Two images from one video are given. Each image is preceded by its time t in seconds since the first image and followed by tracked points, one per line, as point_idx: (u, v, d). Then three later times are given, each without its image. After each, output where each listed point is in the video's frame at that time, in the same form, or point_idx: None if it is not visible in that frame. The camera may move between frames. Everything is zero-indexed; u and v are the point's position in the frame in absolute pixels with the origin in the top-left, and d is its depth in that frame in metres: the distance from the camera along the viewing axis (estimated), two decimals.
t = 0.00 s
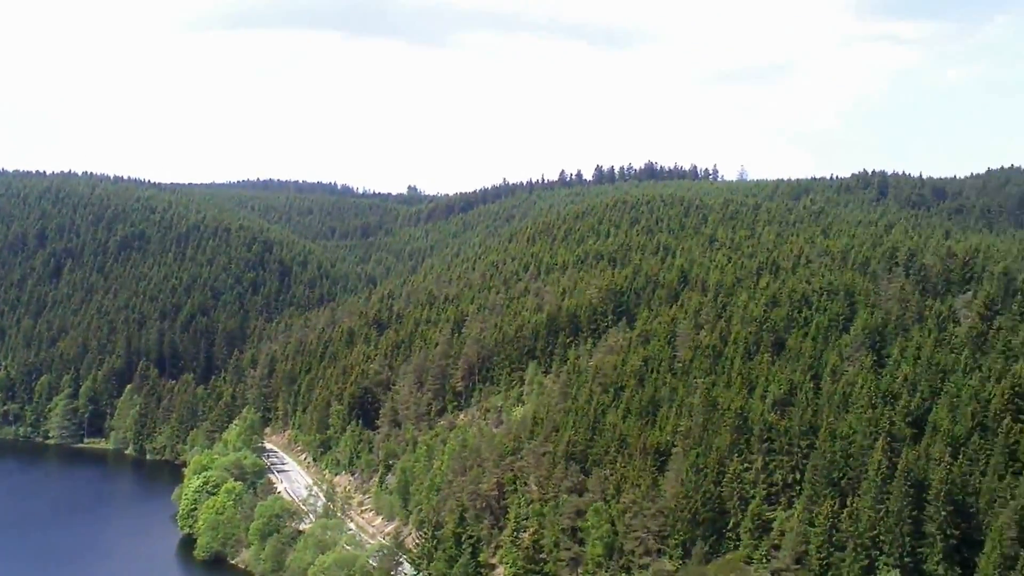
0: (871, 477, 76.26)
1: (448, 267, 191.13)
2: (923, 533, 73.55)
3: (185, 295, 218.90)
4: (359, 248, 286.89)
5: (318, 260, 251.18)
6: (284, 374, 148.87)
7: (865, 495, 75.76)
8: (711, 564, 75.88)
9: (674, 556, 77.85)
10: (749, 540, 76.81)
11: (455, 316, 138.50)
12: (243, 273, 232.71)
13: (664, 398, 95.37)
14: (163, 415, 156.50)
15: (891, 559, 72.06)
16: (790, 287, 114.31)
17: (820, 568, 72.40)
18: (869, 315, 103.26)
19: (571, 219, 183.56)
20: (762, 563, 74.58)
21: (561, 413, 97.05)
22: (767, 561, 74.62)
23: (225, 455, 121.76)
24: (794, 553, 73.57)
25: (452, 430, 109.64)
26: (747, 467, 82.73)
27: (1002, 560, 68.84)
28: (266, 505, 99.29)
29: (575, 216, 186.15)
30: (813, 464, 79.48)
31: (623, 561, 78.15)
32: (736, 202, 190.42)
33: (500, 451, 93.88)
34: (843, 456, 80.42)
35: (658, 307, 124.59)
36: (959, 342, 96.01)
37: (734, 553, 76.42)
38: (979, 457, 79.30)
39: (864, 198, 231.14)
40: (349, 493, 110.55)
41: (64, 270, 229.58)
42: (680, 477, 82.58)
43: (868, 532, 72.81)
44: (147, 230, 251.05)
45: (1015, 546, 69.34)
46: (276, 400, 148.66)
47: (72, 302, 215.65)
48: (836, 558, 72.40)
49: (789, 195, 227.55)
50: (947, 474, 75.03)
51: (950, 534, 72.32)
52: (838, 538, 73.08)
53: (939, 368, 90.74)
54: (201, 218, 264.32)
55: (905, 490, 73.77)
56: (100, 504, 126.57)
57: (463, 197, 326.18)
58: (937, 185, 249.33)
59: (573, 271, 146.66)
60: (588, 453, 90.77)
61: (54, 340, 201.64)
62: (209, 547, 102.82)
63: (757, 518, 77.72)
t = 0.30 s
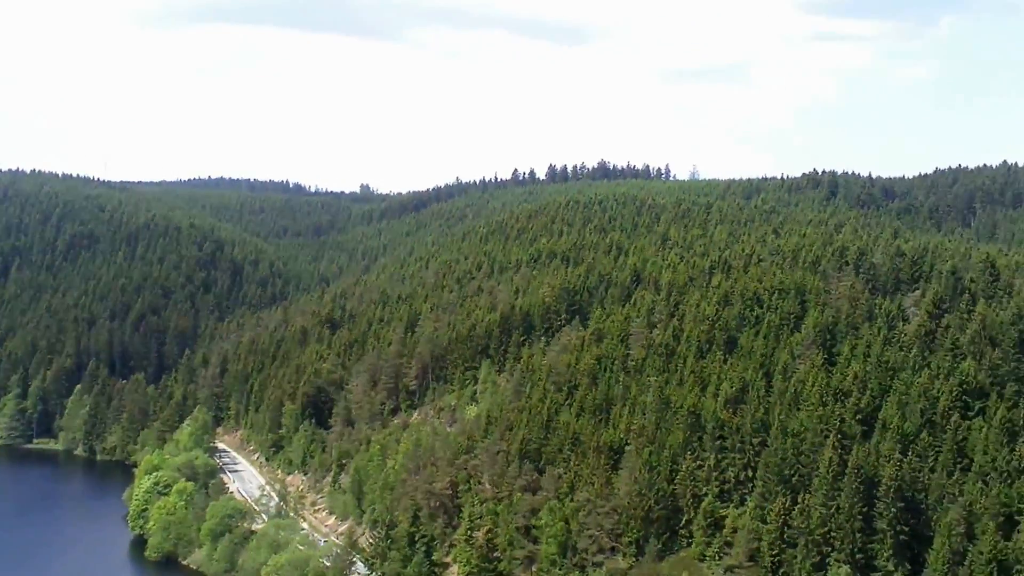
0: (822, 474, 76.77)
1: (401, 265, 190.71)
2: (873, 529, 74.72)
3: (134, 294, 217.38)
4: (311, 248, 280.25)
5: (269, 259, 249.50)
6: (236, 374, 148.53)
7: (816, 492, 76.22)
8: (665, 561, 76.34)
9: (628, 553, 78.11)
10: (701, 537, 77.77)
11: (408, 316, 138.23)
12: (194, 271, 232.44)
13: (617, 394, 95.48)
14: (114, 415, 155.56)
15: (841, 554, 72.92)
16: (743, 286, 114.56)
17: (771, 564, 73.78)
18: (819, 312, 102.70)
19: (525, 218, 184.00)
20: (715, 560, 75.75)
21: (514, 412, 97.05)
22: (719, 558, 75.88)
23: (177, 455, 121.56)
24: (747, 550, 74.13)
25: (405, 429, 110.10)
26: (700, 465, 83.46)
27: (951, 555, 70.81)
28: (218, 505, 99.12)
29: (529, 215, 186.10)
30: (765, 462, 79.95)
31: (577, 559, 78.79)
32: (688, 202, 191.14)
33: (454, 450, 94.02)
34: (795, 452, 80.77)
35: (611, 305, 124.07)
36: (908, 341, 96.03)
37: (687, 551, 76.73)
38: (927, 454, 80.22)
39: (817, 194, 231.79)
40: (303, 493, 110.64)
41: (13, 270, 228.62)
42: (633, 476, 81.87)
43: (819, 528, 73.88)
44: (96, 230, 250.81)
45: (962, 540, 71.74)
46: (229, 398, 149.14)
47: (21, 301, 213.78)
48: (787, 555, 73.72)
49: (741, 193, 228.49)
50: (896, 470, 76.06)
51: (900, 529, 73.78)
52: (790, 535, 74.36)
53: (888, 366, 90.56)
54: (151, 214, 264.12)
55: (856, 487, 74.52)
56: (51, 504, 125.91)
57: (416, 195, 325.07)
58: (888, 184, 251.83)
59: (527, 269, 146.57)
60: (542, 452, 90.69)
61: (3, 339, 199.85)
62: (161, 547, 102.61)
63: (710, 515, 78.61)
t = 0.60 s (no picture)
0: (771, 471, 77.06)
1: (350, 263, 189.35)
2: (822, 526, 75.05)
3: (81, 292, 215.05)
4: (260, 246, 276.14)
5: (219, 256, 249.17)
6: (184, 373, 147.69)
7: (765, 489, 76.53)
8: (615, 559, 77.18)
9: (578, 550, 78.14)
10: (652, 534, 78.11)
11: (358, 314, 137.72)
12: (142, 267, 231.00)
13: (568, 392, 95.52)
14: (59, 414, 153.68)
15: (790, 551, 73.40)
16: (693, 284, 114.41)
17: (721, 561, 74.10)
18: (768, 311, 103.19)
19: (476, 215, 183.51)
20: (665, 556, 76.16)
21: (464, 410, 96.07)
22: (669, 555, 76.12)
23: (124, 454, 120.38)
24: (697, 547, 74.65)
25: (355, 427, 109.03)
26: (650, 462, 83.40)
27: (898, 551, 71.54)
28: (165, 505, 98.53)
29: (479, 212, 185.65)
30: (715, 459, 80.09)
31: (527, 557, 78.59)
32: (636, 200, 191.72)
33: (404, 448, 93.26)
34: (744, 450, 81.17)
35: (561, 303, 123.98)
36: (856, 339, 96.71)
37: (638, 548, 77.36)
38: (875, 451, 80.78)
39: (766, 191, 233.21)
40: (252, 492, 110.27)
41: None
42: (584, 473, 81.95)
43: (768, 525, 74.36)
44: (42, 226, 247.96)
45: (909, 536, 72.57)
46: (176, 398, 147.78)
47: None
48: (737, 551, 74.12)
49: (690, 190, 229.20)
50: (844, 468, 75.90)
51: (848, 525, 74.27)
52: (739, 531, 74.67)
53: (836, 364, 90.92)
54: (99, 210, 261.23)
55: (805, 484, 74.84)
56: None
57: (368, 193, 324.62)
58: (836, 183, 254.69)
59: (477, 267, 146.64)
60: (491, 450, 90.44)
61: None
62: (109, 547, 101.83)
63: (661, 512, 79.05)
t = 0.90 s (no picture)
0: (719, 466, 77.17)
1: (298, 259, 188.19)
2: (769, 521, 74.97)
3: (26, 289, 211.73)
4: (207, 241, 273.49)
5: (165, 252, 247.54)
6: (131, 370, 147.21)
7: (713, 484, 76.47)
8: (565, 555, 76.95)
9: (528, 547, 78.01)
10: (601, 530, 77.78)
11: (308, 310, 138.03)
12: (87, 264, 228.18)
13: (517, 389, 95.77)
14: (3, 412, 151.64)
15: (738, 546, 73.35)
16: (641, 280, 114.77)
17: (670, 557, 73.90)
18: (716, 308, 103.37)
19: (425, 211, 182.80)
20: (614, 552, 75.94)
21: (414, 407, 96.54)
22: (619, 551, 75.96)
23: (70, 453, 119.44)
24: (646, 542, 74.72)
25: (304, 424, 109.16)
26: (600, 458, 83.35)
27: (845, 545, 71.46)
28: (112, 504, 97.90)
29: (428, 208, 184.97)
30: (664, 455, 79.94)
31: (477, 553, 78.63)
32: (583, 195, 191.71)
33: (354, 445, 93.48)
34: (692, 446, 81.20)
35: (511, 300, 124.21)
36: (802, 335, 96.92)
37: (588, 544, 77.22)
38: (822, 446, 81.43)
39: (714, 189, 233.77)
40: (199, 490, 109.43)
41: None
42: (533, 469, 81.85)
43: (716, 520, 74.08)
44: None
45: (855, 531, 72.33)
46: (123, 395, 146.37)
47: None
48: (685, 546, 73.78)
49: (639, 186, 229.40)
50: (791, 463, 76.56)
51: (796, 520, 74.23)
52: (688, 526, 74.45)
53: (783, 360, 91.84)
54: (43, 206, 257.20)
55: (752, 479, 74.88)
56: None
57: (316, 190, 328.24)
58: (783, 178, 256.50)
59: (426, 264, 146.71)
60: (441, 447, 90.86)
61: None
62: (54, 546, 101.09)
63: (610, 508, 78.60)
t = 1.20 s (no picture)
0: (668, 461, 76.54)
1: (245, 255, 187.92)
2: (718, 515, 74.21)
3: None
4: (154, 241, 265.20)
5: (112, 248, 240.49)
6: (77, 366, 145.93)
7: (663, 478, 75.52)
8: (515, 549, 76.03)
9: (478, 542, 77.31)
10: (552, 525, 77.20)
11: (255, 307, 139.11)
12: (31, 261, 219.65)
13: (467, 384, 95.99)
14: None
15: (688, 540, 72.13)
16: (591, 275, 114.08)
17: (619, 551, 72.42)
18: (666, 302, 103.28)
19: (373, 207, 183.36)
20: (564, 547, 74.66)
21: (365, 403, 96.45)
22: (568, 545, 74.56)
23: (14, 450, 118.17)
24: (596, 537, 73.64)
25: (252, 420, 109.84)
26: (549, 454, 83.69)
27: (791, 539, 70.23)
28: (58, 501, 96.97)
29: (377, 205, 184.82)
30: (612, 450, 79.71)
31: (427, 549, 77.82)
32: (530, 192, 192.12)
33: (303, 441, 93.71)
34: (641, 440, 80.46)
35: (460, 295, 125.14)
36: (751, 329, 96.66)
37: (537, 539, 76.41)
38: (770, 440, 80.94)
39: (662, 187, 233.95)
40: (146, 486, 108.86)
41: None
42: (483, 465, 81.95)
43: (665, 514, 72.93)
44: None
45: (802, 524, 71.26)
46: (69, 391, 145.49)
47: None
48: (635, 540, 72.60)
49: (588, 183, 229.98)
50: (740, 458, 75.89)
51: (744, 514, 73.44)
52: (637, 520, 73.18)
53: (732, 356, 92.08)
54: None
55: (700, 474, 74.13)
56: None
57: (263, 186, 326.68)
58: (730, 176, 258.31)
59: (376, 259, 146.77)
60: (392, 442, 90.51)
61: None
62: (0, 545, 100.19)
63: (560, 502, 77.99)
